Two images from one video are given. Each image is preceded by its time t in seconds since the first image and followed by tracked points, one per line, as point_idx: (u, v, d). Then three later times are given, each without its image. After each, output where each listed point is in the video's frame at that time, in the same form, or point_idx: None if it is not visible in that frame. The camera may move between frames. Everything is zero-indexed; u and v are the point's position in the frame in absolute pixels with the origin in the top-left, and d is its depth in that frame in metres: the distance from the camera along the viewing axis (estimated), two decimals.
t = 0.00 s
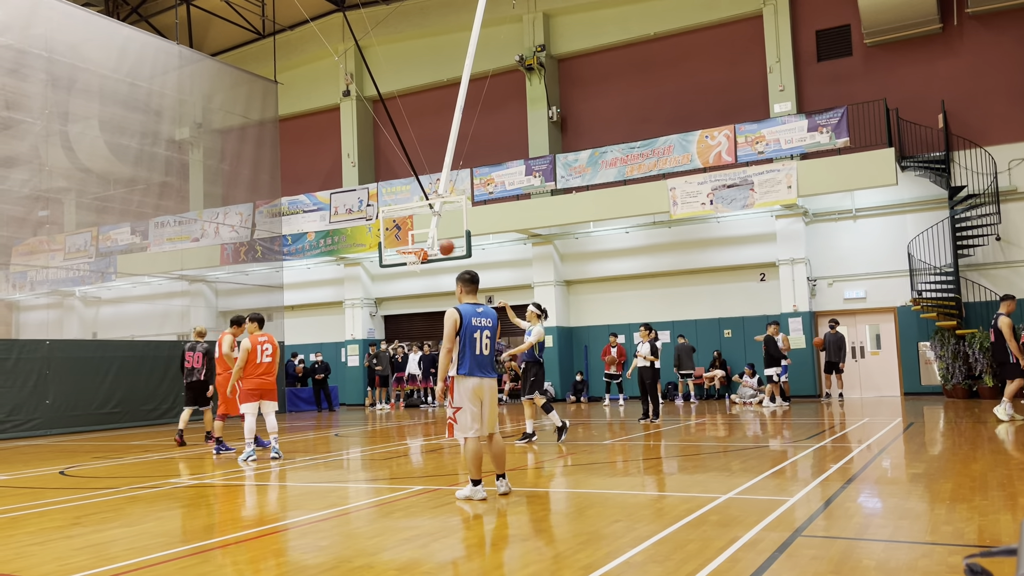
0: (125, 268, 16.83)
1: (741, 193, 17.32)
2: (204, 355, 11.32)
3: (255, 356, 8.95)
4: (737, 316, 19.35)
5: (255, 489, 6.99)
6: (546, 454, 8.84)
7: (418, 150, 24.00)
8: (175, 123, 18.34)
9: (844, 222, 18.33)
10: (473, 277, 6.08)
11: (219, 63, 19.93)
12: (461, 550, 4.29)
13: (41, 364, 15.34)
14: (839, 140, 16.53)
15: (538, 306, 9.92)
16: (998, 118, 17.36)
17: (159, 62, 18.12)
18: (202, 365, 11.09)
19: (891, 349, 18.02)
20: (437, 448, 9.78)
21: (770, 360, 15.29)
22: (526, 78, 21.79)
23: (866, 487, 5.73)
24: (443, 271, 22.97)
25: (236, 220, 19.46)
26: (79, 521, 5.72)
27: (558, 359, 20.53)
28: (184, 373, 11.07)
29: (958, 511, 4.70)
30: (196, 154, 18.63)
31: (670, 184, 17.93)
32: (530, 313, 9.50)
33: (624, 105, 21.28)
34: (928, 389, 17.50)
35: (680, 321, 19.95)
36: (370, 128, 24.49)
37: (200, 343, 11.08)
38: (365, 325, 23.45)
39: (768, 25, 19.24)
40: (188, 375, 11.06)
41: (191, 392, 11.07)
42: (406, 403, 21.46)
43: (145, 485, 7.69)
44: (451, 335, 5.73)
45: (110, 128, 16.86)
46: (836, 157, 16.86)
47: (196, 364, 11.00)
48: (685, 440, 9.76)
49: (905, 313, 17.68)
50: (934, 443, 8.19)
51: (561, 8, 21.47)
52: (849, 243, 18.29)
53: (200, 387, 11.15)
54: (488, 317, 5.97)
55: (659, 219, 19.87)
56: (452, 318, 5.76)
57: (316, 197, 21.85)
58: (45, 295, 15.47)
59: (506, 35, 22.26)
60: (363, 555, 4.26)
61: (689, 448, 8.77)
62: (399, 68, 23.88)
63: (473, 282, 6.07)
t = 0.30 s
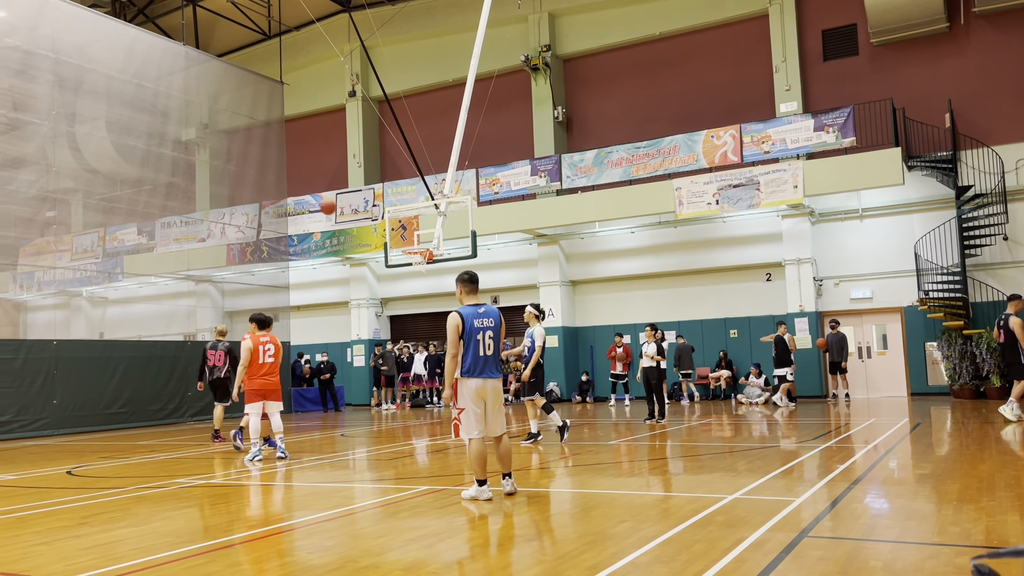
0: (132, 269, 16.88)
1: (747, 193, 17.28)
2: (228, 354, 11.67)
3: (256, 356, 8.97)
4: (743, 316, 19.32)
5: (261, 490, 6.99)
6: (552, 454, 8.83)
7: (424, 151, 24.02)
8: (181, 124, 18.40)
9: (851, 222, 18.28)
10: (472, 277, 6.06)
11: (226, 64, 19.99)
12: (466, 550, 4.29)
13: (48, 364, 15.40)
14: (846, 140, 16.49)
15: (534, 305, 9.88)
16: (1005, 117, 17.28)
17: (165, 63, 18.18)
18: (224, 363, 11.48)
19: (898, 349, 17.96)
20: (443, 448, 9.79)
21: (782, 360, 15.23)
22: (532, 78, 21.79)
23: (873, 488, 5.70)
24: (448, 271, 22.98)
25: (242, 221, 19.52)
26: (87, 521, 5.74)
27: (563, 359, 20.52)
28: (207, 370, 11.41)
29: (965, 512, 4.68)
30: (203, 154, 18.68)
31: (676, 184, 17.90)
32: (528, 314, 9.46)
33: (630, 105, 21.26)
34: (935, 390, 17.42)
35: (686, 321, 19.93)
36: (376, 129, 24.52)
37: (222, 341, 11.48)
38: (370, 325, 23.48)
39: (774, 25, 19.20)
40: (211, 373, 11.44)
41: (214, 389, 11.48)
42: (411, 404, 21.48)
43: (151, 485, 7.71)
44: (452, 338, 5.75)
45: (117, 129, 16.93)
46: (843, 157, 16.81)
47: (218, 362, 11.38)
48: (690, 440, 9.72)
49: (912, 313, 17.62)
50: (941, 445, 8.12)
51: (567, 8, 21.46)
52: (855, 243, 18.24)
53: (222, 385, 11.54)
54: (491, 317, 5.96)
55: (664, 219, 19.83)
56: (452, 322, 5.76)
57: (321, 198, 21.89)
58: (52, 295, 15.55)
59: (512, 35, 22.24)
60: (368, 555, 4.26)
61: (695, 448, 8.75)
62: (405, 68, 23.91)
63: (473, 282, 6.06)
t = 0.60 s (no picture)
0: (145, 270, 17.00)
1: (759, 193, 17.22)
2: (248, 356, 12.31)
3: (266, 357, 9.03)
4: (756, 316, 19.24)
5: (273, 489, 7.03)
6: (564, 455, 8.83)
7: (435, 152, 24.07)
8: (194, 126, 18.51)
9: (864, 222, 18.18)
10: (490, 278, 6.07)
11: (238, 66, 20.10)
12: (477, 550, 4.30)
13: (63, 364, 15.53)
14: (858, 139, 16.40)
15: (550, 306, 9.93)
16: (1020, 116, 17.13)
17: (178, 65, 18.31)
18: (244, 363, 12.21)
19: (911, 349, 17.84)
20: (454, 448, 9.81)
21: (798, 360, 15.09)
22: (543, 79, 21.79)
23: (886, 489, 5.66)
24: (460, 271, 23.00)
25: (255, 222, 19.62)
26: (101, 520, 5.79)
27: (575, 359, 20.51)
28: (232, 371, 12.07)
29: (979, 514, 4.64)
30: (215, 155, 18.78)
31: (687, 184, 17.84)
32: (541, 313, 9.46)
33: (641, 105, 21.23)
34: (950, 390, 17.29)
35: (698, 322, 19.87)
36: (387, 129, 24.60)
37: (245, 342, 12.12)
38: (382, 326, 23.55)
39: (786, 24, 19.12)
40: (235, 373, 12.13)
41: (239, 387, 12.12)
42: (423, 404, 21.52)
43: (164, 485, 7.77)
44: (467, 339, 5.78)
45: (131, 130, 17.05)
46: (855, 156, 16.72)
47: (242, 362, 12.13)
48: (701, 441, 9.71)
49: (926, 313, 17.49)
50: (955, 446, 8.05)
51: (578, 8, 21.44)
52: (869, 242, 18.14)
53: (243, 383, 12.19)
54: (508, 318, 5.97)
55: (676, 219, 19.78)
56: (468, 323, 5.79)
57: (333, 199, 21.98)
58: (66, 296, 15.69)
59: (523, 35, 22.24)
60: (380, 555, 4.28)
61: (706, 449, 8.74)
62: (416, 69, 23.96)
63: (490, 282, 6.07)
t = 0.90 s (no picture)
0: (163, 271, 17.19)
1: (776, 193, 17.12)
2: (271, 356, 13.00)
3: (281, 356, 9.11)
4: (773, 316, 19.12)
5: (290, 489, 7.07)
6: (579, 455, 8.80)
7: (450, 152, 24.12)
8: (212, 127, 18.67)
9: (882, 221, 18.02)
10: (517, 277, 6.04)
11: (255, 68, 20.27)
12: (494, 551, 4.31)
13: (83, 364, 15.71)
14: (877, 138, 16.28)
15: (580, 308, 9.94)
16: None
17: (196, 67, 18.48)
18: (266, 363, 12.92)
19: (931, 349, 17.66)
20: (470, 448, 9.83)
21: (824, 359, 14.96)
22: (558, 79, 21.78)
23: (906, 490, 5.62)
24: (475, 272, 23.03)
25: (272, 222, 19.78)
26: (120, 519, 5.86)
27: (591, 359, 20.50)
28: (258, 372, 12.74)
29: (1001, 515, 4.60)
30: (233, 157, 18.93)
31: (703, 184, 17.77)
32: (576, 315, 9.51)
33: (657, 105, 21.17)
34: (970, 391, 17.10)
35: (714, 322, 19.78)
36: (403, 130, 24.68)
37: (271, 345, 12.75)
38: (398, 326, 23.65)
39: (803, 22, 19.00)
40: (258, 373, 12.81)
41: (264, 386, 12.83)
42: (439, 404, 21.57)
43: (182, 484, 7.84)
44: (490, 336, 5.80)
45: (149, 132, 17.23)
46: (874, 155, 16.58)
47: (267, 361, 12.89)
48: (717, 441, 9.67)
49: (946, 313, 17.32)
50: (975, 447, 7.97)
51: (594, 7, 21.41)
52: (888, 241, 17.97)
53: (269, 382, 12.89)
54: (531, 317, 5.96)
55: (692, 219, 19.70)
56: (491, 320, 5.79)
57: (349, 200, 22.08)
58: (86, 296, 15.88)
59: (538, 36, 22.24)
60: (397, 555, 4.31)
61: (723, 450, 8.70)
62: (432, 70, 24.03)
63: (517, 281, 6.05)
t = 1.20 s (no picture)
0: (187, 272, 17.38)
1: (799, 191, 17.00)
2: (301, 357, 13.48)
3: (303, 356, 9.20)
4: (796, 315, 18.94)
5: (312, 488, 7.12)
6: (601, 455, 8.78)
7: (471, 153, 24.19)
8: (235, 129, 18.86)
9: (907, 219, 17.80)
10: (546, 280, 6.11)
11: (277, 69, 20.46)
12: (515, 550, 4.33)
13: (108, 365, 15.91)
14: (901, 135, 16.06)
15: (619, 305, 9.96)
16: None
17: (219, 70, 18.69)
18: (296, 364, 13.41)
19: (957, 349, 17.41)
20: (491, 448, 9.85)
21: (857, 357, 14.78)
22: (578, 78, 21.75)
23: (931, 491, 5.56)
24: (496, 272, 23.07)
25: (294, 223, 19.96)
26: (145, 517, 5.95)
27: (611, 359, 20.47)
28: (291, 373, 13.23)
29: None
30: (255, 158, 19.12)
31: (725, 183, 17.67)
32: (615, 314, 9.55)
33: (678, 104, 21.08)
34: (997, 392, 16.85)
35: (736, 322, 19.65)
36: (424, 131, 24.78)
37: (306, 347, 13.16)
38: (419, 326, 23.75)
39: (826, 19, 18.80)
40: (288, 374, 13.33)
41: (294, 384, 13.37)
42: (459, 403, 21.63)
43: (206, 483, 7.94)
44: (523, 333, 5.76)
45: (173, 134, 17.46)
46: (898, 153, 16.37)
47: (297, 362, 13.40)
48: (740, 442, 9.61)
49: (972, 313, 17.07)
50: (1002, 448, 7.85)
51: (614, 7, 21.35)
52: (913, 240, 17.75)
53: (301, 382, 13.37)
54: (560, 317, 6.02)
55: (713, 219, 19.58)
56: (523, 318, 5.80)
57: (371, 200, 22.18)
58: (112, 297, 16.10)
59: (558, 36, 22.22)
60: (419, 554, 4.34)
61: (746, 450, 8.65)
62: (452, 71, 24.10)
63: (547, 284, 6.11)
